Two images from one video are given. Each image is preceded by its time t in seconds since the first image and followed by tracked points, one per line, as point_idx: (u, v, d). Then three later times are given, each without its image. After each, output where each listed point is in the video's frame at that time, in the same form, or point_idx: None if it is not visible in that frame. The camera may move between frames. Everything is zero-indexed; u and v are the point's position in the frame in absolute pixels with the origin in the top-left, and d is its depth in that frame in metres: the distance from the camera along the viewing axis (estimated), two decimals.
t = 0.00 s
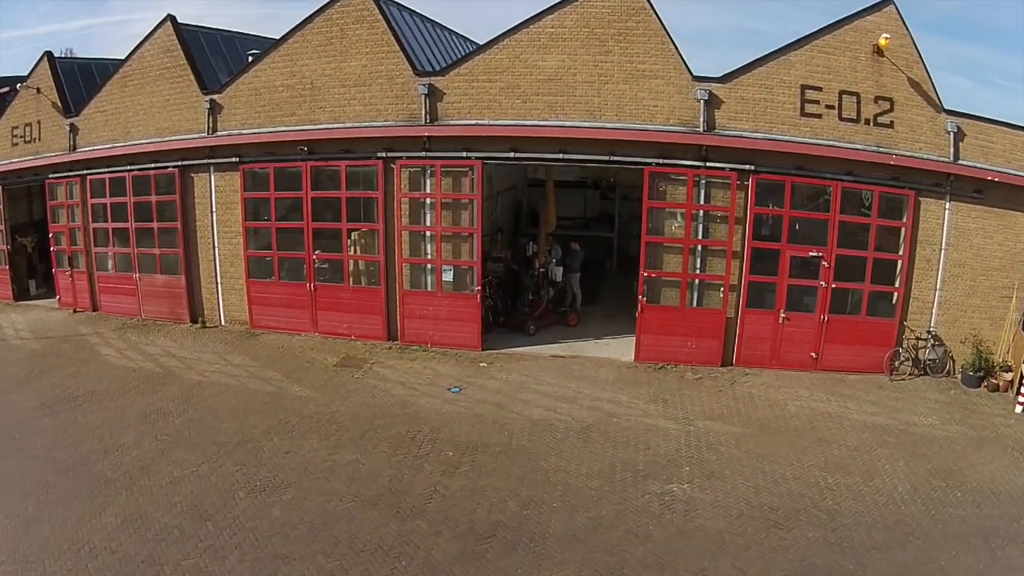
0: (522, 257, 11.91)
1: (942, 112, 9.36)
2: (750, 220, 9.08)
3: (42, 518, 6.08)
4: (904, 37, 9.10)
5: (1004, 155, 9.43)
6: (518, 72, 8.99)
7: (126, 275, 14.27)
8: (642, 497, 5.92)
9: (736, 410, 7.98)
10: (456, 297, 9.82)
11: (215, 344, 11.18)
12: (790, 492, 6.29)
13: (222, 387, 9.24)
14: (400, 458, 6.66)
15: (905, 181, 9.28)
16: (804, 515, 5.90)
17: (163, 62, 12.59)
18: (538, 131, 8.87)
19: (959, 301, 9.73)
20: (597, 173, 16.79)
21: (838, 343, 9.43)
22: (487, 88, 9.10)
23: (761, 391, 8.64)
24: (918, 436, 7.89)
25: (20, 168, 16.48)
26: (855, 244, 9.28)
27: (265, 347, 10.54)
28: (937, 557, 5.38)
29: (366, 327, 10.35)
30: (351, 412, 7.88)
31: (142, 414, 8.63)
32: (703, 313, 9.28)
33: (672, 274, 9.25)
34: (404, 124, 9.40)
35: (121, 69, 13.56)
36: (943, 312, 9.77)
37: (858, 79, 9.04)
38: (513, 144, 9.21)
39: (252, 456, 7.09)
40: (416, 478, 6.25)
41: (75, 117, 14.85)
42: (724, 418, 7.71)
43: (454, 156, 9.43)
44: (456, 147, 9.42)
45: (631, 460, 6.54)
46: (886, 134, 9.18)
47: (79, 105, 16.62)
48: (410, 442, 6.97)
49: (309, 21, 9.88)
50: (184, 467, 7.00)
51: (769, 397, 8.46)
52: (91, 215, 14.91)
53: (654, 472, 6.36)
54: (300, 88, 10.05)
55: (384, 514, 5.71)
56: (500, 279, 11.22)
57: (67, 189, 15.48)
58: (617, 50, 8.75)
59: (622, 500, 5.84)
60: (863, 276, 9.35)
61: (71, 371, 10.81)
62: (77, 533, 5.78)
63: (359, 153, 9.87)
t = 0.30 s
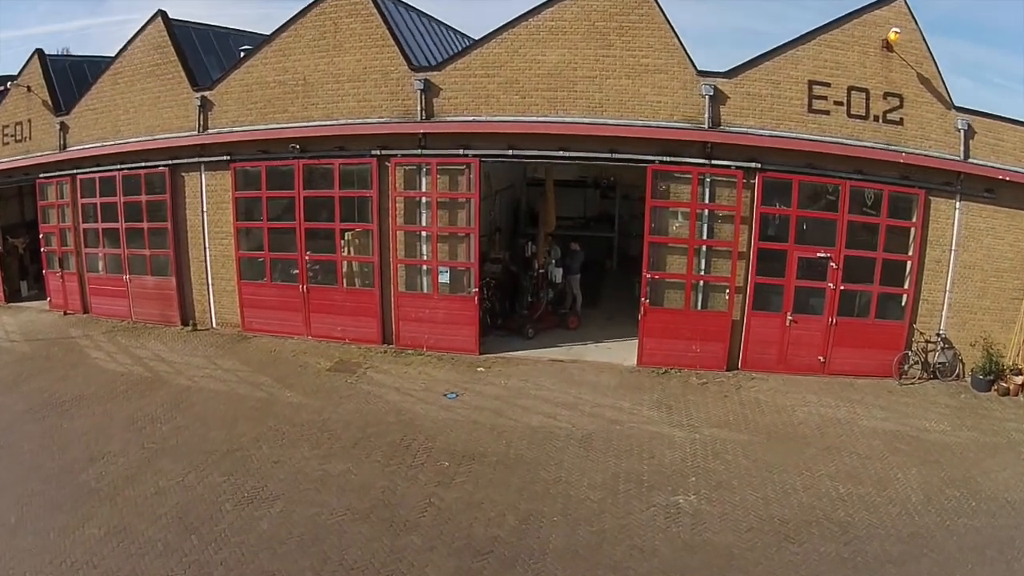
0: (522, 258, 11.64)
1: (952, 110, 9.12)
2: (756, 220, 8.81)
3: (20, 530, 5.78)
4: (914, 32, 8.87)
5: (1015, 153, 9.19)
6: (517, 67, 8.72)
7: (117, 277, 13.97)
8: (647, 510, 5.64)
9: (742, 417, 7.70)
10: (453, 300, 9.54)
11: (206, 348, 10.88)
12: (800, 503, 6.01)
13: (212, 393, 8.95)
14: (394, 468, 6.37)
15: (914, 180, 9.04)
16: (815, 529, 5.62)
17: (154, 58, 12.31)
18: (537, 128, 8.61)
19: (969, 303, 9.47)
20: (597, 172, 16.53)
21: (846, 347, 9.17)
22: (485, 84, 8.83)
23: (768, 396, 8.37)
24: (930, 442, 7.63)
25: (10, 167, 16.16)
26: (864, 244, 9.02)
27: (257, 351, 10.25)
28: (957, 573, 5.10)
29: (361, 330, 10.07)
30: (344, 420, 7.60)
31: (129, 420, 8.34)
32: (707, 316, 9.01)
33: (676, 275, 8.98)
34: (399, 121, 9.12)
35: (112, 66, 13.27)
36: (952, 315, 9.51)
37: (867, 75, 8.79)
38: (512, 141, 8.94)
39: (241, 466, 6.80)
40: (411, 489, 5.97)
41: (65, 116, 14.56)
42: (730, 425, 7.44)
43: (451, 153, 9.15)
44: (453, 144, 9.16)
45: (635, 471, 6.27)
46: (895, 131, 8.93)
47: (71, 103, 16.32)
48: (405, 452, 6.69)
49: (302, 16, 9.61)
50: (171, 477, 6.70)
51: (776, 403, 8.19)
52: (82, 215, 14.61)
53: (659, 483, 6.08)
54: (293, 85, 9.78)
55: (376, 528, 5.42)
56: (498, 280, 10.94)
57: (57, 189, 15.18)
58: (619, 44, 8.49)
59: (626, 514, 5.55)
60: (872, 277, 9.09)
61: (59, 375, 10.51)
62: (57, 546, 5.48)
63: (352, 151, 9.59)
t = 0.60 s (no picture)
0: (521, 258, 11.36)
1: (963, 106, 8.88)
2: (764, 219, 8.53)
3: None
4: (924, 25, 8.63)
5: None
6: (516, 60, 8.43)
7: (106, 278, 13.64)
8: (653, 524, 5.34)
9: (749, 424, 7.42)
10: (450, 302, 9.25)
11: (196, 351, 10.57)
12: (813, 515, 5.72)
13: (201, 398, 8.64)
14: (387, 479, 6.08)
15: (925, 178, 8.78)
16: (829, 543, 5.32)
17: (144, 54, 12.01)
18: (537, 123, 8.32)
19: (980, 305, 9.21)
20: (597, 171, 16.26)
21: (855, 350, 8.90)
22: (482, 78, 8.54)
23: (776, 402, 8.09)
24: (943, 449, 7.34)
25: None
26: (873, 244, 8.76)
27: (248, 355, 9.94)
28: None
29: (355, 333, 9.78)
30: (336, 427, 7.30)
31: (114, 427, 8.02)
32: (713, 318, 8.73)
33: (680, 276, 8.69)
34: (393, 117, 8.83)
35: (101, 63, 12.97)
36: (963, 317, 9.24)
37: (876, 69, 8.53)
38: (510, 138, 8.66)
39: (228, 477, 6.49)
40: (405, 502, 5.67)
41: (55, 114, 14.24)
42: (738, 433, 7.15)
43: (447, 150, 8.86)
44: (449, 141, 8.87)
45: (639, 481, 5.98)
46: (905, 127, 8.68)
47: (61, 101, 16.02)
48: (398, 462, 6.39)
49: (293, 9, 9.33)
50: (155, 488, 6.40)
51: (784, 409, 7.91)
52: (71, 215, 14.30)
53: (665, 494, 5.79)
54: (285, 80, 9.48)
55: (368, 544, 5.11)
56: (496, 281, 10.65)
57: (47, 189, 14.85)
58: (622, 37, 8.21)
59: (630, 528, 5.26)
60: (882, 278, 8.82)
61: (46, 380, 10.18)
62: (31, 562, 5.17)
63: (346, 148, 9.30)
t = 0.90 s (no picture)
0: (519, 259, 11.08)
1: (975, 102, 8.63)
2: (772, 219, 8.25)
3: None
4: (935, 20, 8.39)
5: None
6: (514, 54, 8.15)
7: (95, 280, 13.30)
8: (659, 540, 5.04)
9: (758, 432, 7.13)
10: (446, 304, 8.96)
11: (185, 355, 10.25)
12: (826, 530, 5.42)
13: (189, 405, 8.32)
14: (380, 492, 5.78)
15: (937, 176, 8.51)
16: (844, 559, 5.02)
17: (133, 50, 11.70)
18: (536, 119, 8.04)
19: (992, 307, 8.94)
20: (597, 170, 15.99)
21: (865, 354, 8.64)
22: (480, 72, 8.25)
23: (784, 409, 7.81)
24: (957, 457, 7.04)
25: None
26: (884, 245, 8.49)
27: (239, 360, 9.63)
28: None
29: (348, 336, 9.50)
30: (327, 436, 7.00)
31: (99, 435, 7.69)
32: (719, 322, 8.45)
33: (685, 278, 8.41)
34: (387, 113, 8.54)
35: (90, 59, 12.66)
36: (975, 319, 8.97)
37: (887, 64, 8.28)
38: (509, 134, 8.37)
39: (215, 488, 6.18)
40: (398, 517, 5.37)
41: (44, 112, 13.92)
42: (746, 441, 6.87)
43: (443, 147, 8.56)
44: (445, 137, 8.58)
45: (644, 495, 5.69)
46: (917, 124, 8.42)
47: (51, 99, 15.69)
48: (391, 474, 6.09)
49: (285, 2, 9.04)
50: (137, 500, 6.08)
51: (793, 416, 7.63)
52: (60, 215, 13.96)
53: (672, 508, 5.50)
54: (276, 75, 9.19)
55: (357, 563, 4.81)
56: (495, 283, 10.38)
57: (36, 188, 14.52)
58: (624, 30, 7.94)
59: (636, 546, 4.96)
60: (892, 280, 8.56)
61: (31, 384, 9.84)
62: None
63: (338, 145, 9.00)
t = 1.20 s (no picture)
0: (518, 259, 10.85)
1: (986, 99, 8.41)
2: (779, 218, 8.01)
3: None
4: (945, 14, 8.17)
5: None
6: (513, 47, 7.90)
7: (85, 281, 12.92)
8: (666, 556, 4.77)
9: (766, 439, 6.88)
10: (443, 307, 8.70)
11: (175, 359, 9.94)
12: (840, 542, 5.14)
13: (178, 410, 8.03)
14: (374, 505, 5.51)
15: (948, 175, 8.29)
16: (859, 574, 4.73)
17: (123, 46, 11.42)
18: (536, 115, 7.79)
19: (1003, 309, 8.70)
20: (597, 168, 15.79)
21: (874, 357, 8.41)
22: (478, 66, 8.00)
23: (793, 414, 7.56)
24: (970, 464, 6.74)
25: None
26: (894, 246, 8.26)
27: (231, 364, 9.35)
28: None
29: (342, 340, 9.24)
30: (320, 445, 6.72)
31: (84, 441, 7.36)
32: (724, 325, 8.20)
33: (690, 280, 8.16)
34: (381, 108, 8.28)
35: (80, 56, 12.37)
36: (985, 322, 8.73)
37: (896, 59, 8.05)
38: (507, 131, 8.12)
39: (202, 499, 5.87)
40: (392, 532, 5.10)
41: (34, 110, 13.62)
42: (754, 449, 6.62)
43: (440, 144, 8.30)
44: (441, 134, 8.32)
45: (650, 507, 5.43)
46: (927, 121, 8.18)
47: (41, 97, 15.38)
48: (385, 485, 5.83)
49: None
50: (120, 511, 5.78)
51: (802, 422, 7.38)
52: (49, 215, 13.60)
53: (679, 521, 5.23)
54: (267, 71, 8.93)
55: None
56: (493, 284, 10.15)
57: (25, 188, 14.18)
58: (627, 22, 7.71)
59: (642, 562, 4.69)
60: (902, 281, 8.34)
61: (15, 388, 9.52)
62: None
63: (331, 142, 8.75)
